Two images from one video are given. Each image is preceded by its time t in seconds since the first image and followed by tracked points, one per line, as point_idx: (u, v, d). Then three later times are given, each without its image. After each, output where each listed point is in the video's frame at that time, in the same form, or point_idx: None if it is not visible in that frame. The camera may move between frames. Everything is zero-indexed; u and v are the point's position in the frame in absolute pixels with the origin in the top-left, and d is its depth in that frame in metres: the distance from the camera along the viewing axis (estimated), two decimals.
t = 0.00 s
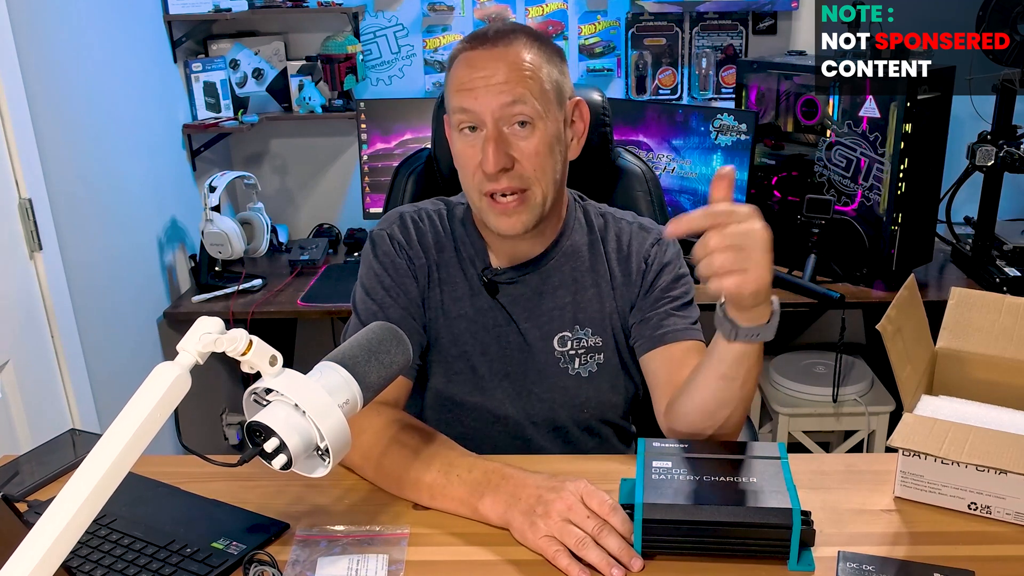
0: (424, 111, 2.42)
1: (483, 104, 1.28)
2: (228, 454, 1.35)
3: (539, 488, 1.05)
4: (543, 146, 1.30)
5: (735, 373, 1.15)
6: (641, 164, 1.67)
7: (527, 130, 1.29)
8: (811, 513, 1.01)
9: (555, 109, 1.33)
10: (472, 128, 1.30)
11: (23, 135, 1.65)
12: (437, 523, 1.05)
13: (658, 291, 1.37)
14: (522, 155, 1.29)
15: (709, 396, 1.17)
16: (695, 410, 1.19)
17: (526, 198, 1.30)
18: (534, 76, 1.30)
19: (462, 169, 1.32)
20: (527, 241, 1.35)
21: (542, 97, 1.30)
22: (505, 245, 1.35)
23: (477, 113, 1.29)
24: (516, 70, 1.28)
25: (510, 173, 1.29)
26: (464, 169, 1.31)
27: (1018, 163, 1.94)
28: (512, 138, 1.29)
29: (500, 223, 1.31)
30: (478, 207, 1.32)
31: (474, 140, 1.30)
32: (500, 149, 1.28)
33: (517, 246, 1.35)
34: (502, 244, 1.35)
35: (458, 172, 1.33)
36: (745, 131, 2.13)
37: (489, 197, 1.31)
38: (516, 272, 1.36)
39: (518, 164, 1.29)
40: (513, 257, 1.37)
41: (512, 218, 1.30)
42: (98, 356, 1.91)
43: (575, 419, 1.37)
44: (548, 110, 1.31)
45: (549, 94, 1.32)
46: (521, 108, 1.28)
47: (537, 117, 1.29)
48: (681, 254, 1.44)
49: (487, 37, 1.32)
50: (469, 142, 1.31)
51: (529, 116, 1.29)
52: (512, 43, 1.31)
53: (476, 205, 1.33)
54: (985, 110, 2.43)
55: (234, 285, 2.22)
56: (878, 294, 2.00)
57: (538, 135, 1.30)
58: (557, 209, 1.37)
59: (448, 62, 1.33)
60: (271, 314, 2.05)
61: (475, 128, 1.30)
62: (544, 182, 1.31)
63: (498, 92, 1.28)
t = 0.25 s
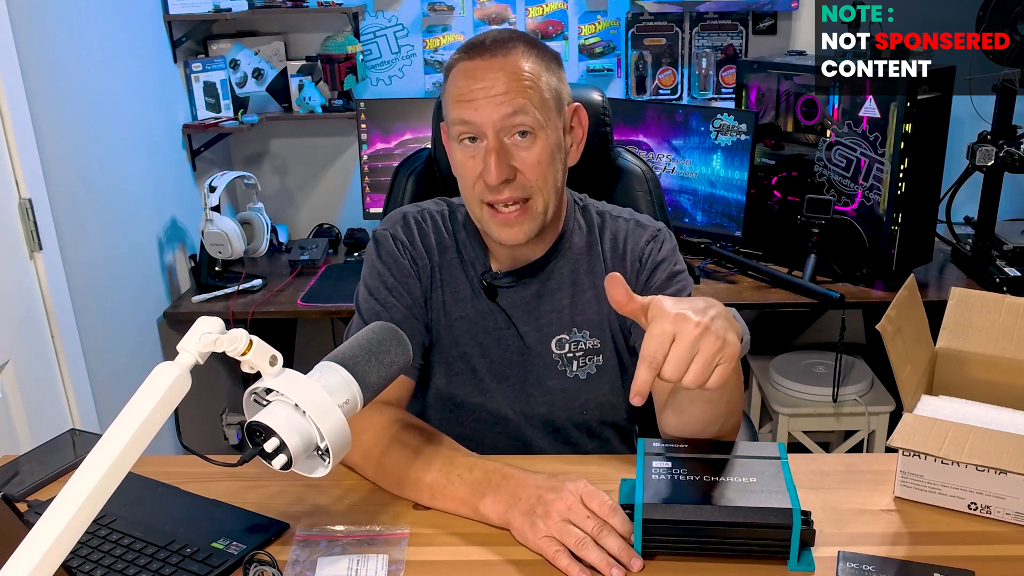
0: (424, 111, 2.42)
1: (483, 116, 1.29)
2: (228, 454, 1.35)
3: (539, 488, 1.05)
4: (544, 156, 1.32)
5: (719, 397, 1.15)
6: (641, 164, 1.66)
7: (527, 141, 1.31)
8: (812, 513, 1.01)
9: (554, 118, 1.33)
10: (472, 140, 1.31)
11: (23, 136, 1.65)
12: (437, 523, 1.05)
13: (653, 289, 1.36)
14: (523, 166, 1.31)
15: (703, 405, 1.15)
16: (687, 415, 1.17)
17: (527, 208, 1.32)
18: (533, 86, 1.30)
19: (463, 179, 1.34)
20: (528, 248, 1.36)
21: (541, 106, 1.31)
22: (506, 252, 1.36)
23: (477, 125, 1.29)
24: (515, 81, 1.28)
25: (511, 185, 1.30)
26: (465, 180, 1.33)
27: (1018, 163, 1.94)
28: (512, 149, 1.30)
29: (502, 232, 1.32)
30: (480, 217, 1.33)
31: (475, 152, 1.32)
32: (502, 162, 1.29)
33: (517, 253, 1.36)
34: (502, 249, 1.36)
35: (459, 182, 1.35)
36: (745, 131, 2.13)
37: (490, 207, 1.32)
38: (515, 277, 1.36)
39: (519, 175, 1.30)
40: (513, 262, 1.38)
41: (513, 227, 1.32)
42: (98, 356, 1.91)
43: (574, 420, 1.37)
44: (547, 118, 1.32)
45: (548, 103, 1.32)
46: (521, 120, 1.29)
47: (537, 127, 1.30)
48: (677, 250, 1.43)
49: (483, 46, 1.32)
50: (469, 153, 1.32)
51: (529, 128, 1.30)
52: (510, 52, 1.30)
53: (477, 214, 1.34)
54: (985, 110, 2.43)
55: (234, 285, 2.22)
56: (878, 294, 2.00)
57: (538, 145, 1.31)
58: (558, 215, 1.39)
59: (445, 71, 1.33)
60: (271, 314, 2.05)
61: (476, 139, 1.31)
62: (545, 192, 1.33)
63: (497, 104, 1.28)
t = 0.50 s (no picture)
0: (424, 111, 2.42)
1: (483, 117, 1.28)
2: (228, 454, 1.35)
3: (540, 489, 1.05)
4: (544, 156, 1.32)
5: (719, 398, 1.15)
6: (641, 165, 1.66)
7: (527, 141, 1.30)
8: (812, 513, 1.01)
9: (553, 118, 1.33)
10: (472, 142, 1.31)
11: (23, 136, 1.65)
12: (437, 523, 1.05)
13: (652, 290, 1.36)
14: (524, 166, 1.30)
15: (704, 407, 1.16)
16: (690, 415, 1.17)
17: (530, 207, 1.32)
18: (532, 87, 1.30)
19: (464, 182, 1.34)
20: (530, 248, 1.35)
21: (540, 106, 1.31)
22: (507, 252, 1.36)
23: (477, 127, 1.29)
24: (513, 82, 1.28)
25: (514, 186, 1.30)
26: (466, 182, 1.32)
27: (1018, 163, 1.94)
28: (513, 149, 1.30)
29: (505, 234, 1.32)
30: (482, 219, 1.33)
31: (475, 154, 1.31)
32: (504, 163, 1.29)
33: (518, 254, 1.36)
34: (502, 249, 1.36)
35: (460, 185, 1.35)
36: (745, 131, 2.13)
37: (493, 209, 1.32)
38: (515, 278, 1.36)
39: (521, 176, 1.30)
40: (513, 263, 1.37)
41: (517, 228, 1.31)
42: (98, 356, 1.91)
43: (574, 420, 1.37)
44: (546, 118, 1.32)
45: (546, 103, 1.32)
46: (521, 120, 1.29)
47: (537, 127, 1.30)
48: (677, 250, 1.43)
49: (480, 48, 1.32)
50: (469, 156, 1.32)
51: (529, 128, 1.30)
52: (508, 54, 1.30)
53: (479, 217, 1.34)
54: (985, 110, 2.43)
55: (234, 285, 2.22)
56: (878, 294, 2.00)
57: (538, 145, 1.31)
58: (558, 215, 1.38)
59: (443, 75, 1.33)
60: (272, 314, 2.05)
61: (476, 141, 1.31)
62: (547, 192, 1.33)
63: (497, 105, 1.28)
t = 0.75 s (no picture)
0: (424, 111, 2.42)
1: (467, 102, 1.29)
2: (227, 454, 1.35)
3: (539, 489, 1.05)
4: (529, 139, 1.31)
5: (718, 361, 1.14)
6: (641, 165, 1.66)
7: (512, 124, 1.30)
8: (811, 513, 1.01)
9: (538, 103, 1.34)
10: (458, 129, 1.31)
11: (23, 136, 1.65)
12: (437, 523, 1.05)
13: (652, 291, 1.34)
14: (509, 149, 1.30)
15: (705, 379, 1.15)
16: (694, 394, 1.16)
17: (517, 190, 1.31)
18: (514, 71, 1.31)
19: (452, 170, 1.33)
20: (524, 237, 1.35)
21: (524, 91, 1.32)
22: (501, 242, 1.35)
23: (461, 112, 1.30)
24: (495, 66, 1.29)
25: (499, 167, 1.30)
26: (454, 169, 1.32)
27: (1018, 163, 1.94)
28: (498, 133, 1.30)
29: (494, 218, 1.31)
30: (472, 206, 1.32)
31: (461, 139, 1.31)
32: (489, 145, 1.29)
33: (512, 245, 1.35)
34: (496, 242, 1.36)
35: (449, 175, 1.34)
36: (745, 131, 2.13)
37: (481, 193, 1.31)
38: (511, 270, 1.36)
39: (506, 158, 1.30)
40: (507, 256, 1.37)
41: (506, 211, 1.30)
42: (98, 356, 1.92)
43: (573, 420, 1.37)
44: (531, 102, 1.32)
45: (530, 88, 1.33)
46: (505, 103, 1.30)
47: (521, 110, 1.31)
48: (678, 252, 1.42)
49: (462, 38, 1.33)
50: (455, 143, 1.32)
51: (513, 110, 1.30)
52: (489, 40, 1.32)
53: (469, 204, 1.33)
54: (985, 110, 2.43)
55: (234, 285, 2.22)
56: (878, 294, 2.00)
57: (523, 128, 1.31)
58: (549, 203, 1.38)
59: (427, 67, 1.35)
60: (271, 313, 2.05)
61: (461, 127, 1.31)
62: (534, 175, 1.32)
63: (480, 90, 1.29)
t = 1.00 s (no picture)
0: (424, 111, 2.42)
1: (455, 109, 1.29)
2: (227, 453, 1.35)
3: (539, 489, 1.05)
4: (519, 142, 1.31)
5: (711, 354, 1.14)
6: (641, 165, 1.66)
7: (500, 128, 1.30)
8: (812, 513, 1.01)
9: (526, 104, 1.33)
10: (448, 135, 1.31)
11: (23, 136, 1.65)
12: (437, 523, 1.05)
13: (650, 292, 1.34)
14: (499, 153, 1.30)
15: (701, 370, 1.15)
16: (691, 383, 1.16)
17: (510, 192, 1.31)
18: (501, 74, 1.30)
19: (445, 176, 1.33)
20: (520, 239, 1.35)
21: (512, 93, 1.31)
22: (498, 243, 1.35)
23: (450, 119, 1.30)
24: (481, 71, 1.29)
25: (490, 172, 1.29)
26: (446, 175, 1.32)
27: (1018, 163, 1.94)
28: (487, 138, 1.30)
29: (489, 221, 1.30)
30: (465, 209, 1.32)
31: (451, 146, 1.31)
32: (479, 150, 1.29)
33: (508, 246, 1.35)
34: (494, 243, 1.36)
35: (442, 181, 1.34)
36: (745, 131, 2.12)
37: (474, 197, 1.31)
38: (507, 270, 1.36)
39: (497, 162, 1.29)
40: (505, 256, 1.37)
41: (499, 214, 1.30)
42: (98, 356, 1.92)
43: (573, 420, 1.37)
44: (519, 105, 1.32)
45: (519, 90, 1.32)
46: (492, 107, 1.29)
47: (509, 114, 1.30)
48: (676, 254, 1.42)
49: (448, 43, 1.33)
50: (446, 149, 1.32)
51: (502, 113, 1.30)
52: (475, 45, 1.31)
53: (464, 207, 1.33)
54: (985, 110, 2.43)
55: (234, 285, 2.22)
56: (878, 294, 2.01)
57: (511, 131, 1.30)
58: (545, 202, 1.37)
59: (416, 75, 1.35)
60: (271, 313, 2.05)
61: (451, 134, 1.31)
62: (526, 177, 1.31)
63: (468, 96, 1.29)
